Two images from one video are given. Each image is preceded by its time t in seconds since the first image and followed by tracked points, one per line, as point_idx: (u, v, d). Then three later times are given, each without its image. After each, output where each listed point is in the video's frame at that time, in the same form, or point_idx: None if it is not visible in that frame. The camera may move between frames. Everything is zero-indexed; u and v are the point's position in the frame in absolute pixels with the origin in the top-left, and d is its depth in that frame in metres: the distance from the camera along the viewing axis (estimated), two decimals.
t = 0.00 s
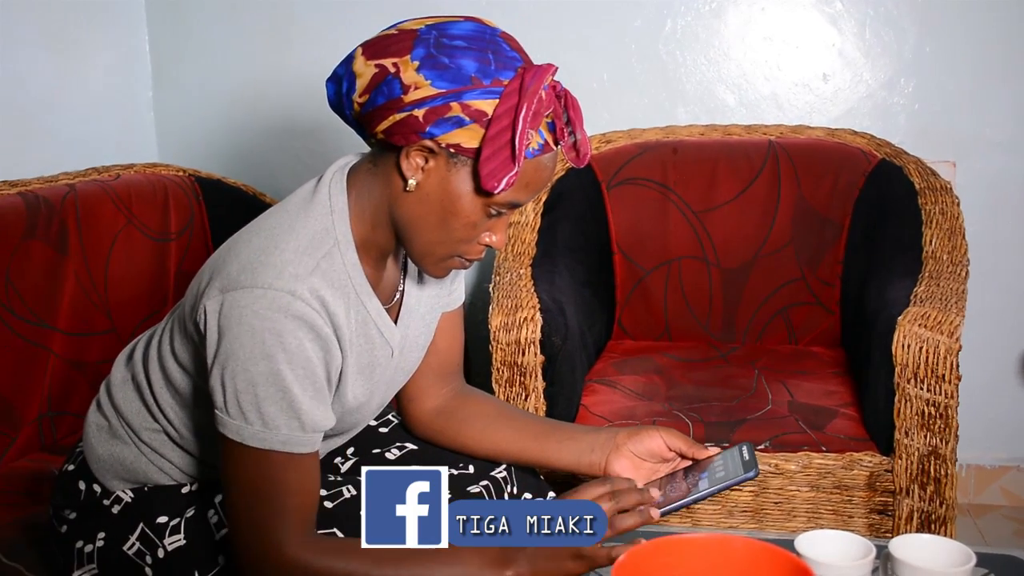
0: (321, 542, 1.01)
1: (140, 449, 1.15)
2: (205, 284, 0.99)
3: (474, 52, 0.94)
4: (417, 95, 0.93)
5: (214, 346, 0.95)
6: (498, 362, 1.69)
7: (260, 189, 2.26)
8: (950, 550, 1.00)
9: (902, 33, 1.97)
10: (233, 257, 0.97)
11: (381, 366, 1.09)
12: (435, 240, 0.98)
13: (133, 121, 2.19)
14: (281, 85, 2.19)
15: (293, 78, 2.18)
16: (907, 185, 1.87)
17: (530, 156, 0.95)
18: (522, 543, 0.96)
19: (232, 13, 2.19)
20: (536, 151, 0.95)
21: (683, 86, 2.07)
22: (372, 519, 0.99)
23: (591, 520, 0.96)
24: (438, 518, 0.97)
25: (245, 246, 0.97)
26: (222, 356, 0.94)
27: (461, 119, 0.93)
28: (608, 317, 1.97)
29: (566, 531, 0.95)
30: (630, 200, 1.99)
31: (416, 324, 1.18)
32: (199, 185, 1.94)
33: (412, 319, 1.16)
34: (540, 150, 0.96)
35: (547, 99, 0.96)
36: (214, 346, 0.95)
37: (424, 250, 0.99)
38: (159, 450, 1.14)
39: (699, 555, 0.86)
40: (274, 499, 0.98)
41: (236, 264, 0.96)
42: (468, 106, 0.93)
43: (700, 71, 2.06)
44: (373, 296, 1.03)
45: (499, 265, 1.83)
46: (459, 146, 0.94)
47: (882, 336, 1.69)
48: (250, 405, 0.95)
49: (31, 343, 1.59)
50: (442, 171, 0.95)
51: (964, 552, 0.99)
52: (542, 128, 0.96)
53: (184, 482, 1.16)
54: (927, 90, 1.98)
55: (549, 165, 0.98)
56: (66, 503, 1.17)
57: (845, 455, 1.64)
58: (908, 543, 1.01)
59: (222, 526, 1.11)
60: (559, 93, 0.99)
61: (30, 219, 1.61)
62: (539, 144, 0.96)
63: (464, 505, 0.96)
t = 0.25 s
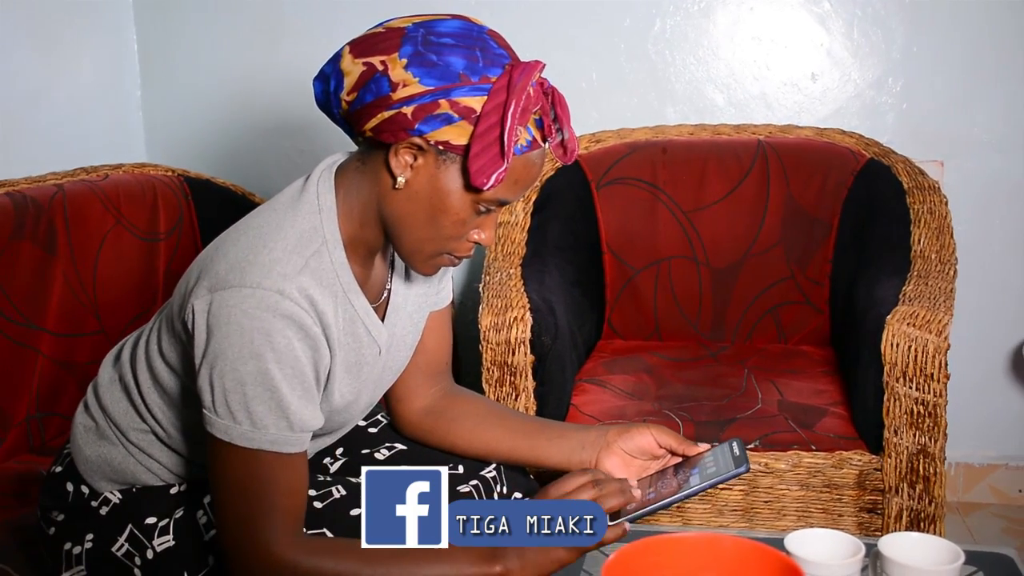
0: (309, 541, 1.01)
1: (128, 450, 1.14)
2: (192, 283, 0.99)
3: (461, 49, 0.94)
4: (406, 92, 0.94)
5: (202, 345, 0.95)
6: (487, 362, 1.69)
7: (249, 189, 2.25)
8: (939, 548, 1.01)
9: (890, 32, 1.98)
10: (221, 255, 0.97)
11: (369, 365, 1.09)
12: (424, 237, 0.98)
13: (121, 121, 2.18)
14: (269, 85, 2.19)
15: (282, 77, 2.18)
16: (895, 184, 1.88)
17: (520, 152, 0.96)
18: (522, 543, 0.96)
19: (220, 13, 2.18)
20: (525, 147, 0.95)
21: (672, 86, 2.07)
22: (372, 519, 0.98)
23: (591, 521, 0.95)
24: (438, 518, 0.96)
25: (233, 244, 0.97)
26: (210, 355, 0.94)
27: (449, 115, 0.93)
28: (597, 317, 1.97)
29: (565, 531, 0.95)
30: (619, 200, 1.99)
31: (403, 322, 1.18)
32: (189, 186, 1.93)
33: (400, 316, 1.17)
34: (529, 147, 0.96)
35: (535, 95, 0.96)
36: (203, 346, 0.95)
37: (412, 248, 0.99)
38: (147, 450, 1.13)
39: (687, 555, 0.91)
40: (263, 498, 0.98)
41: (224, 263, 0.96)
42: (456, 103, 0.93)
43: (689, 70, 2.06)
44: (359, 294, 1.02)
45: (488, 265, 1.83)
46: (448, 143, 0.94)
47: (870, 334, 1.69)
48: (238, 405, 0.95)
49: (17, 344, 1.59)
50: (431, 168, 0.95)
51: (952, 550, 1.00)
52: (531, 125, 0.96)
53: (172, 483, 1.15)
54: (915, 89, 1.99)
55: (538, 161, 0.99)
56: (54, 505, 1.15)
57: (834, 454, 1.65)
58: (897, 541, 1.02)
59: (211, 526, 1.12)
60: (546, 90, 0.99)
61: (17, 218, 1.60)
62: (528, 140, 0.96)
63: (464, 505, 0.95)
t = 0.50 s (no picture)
0: (320, 538, 1.02)
1: (127, 451, 1.14)
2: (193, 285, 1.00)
3: (457, 44, 0.95)
4: (403, 89, 0.94)
5: (204, 348, 0.96)
6: (486, 362, 1.69)
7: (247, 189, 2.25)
8: (938, 547, 1.00)
9: (888, 31, 1.98)
10: (221, 257, 0.98)
11: (370, 364, 1.09)
12: (426, 232, 0.99)
13: (118, 122, 2.18)
14: (266, 85, 2.19)
15: (279, 77, 2.18)
16: (894, 184, 1.88)
17: (519, 145, 0.96)
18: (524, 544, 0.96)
19: (217, 13, 2.18)
20: (524, 140, 0.96)
21: (670, 85, 2.08)
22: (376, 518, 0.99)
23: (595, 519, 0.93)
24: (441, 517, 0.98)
25: (233, 246, 0.98)
26: (212, 357, 0.95)
27: (447, 111, 0.94)
28: (596, 316, 1.97)
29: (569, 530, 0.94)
30: (618, 200, 1.99)
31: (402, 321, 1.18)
32: (187, 185, 1.92)
33: (399, 317, 1.17)
34: (528, 139, 0.97)
35: (531, 88, 0.97)
36: (204, 348, 0.96)
37: (414, 245, 1.00)
38: (147, 450, 1.14)
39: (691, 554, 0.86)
40: (271, 498, 1.00)
41: (224, 264, 0.97)
42: (454, 98, 0.94)
43: (687, 70, 2.06)
44: (358, 294, 1.03)
45: (488, 264, 1.83)
46: (446, 139, 0.95)
47: (870, 332, 1.70)
48: (242, 406, 0.96)
49: (15, 344, 1.59)
50: (431, 164, 0.96)
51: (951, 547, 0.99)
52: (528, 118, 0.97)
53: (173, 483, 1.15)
54: (914, 89, 2.00)
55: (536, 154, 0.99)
56: (53, 505, 1.15)
57: (833, 452, 1.65)
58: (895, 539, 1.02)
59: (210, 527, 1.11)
60: (542, 83, 1.00)
61: (15, 218, 1.60)
62: (526, 133, 0.97)
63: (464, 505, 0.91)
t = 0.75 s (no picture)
0: (306, 535, 1.03)
1: (79, 458, 1.12)
2: (146, 294, 0.99)
3: (409, 43, 0.95)
4: (355, 89, 0.94)
5: (166, 357, 0.95)
6: (444, 363, 1.68)
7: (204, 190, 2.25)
8: (888, 540, 1.00)
9: (841, 32, 2.04)
10: (174, 264, 0.97)
11: (326, 358, 1.09)
12: (381, 232, 0.98)
13: (73, 121, 2.18)
14: (222, 85, 2.19)
15: (236, 77, 2.19)
16: (848, 183, 1.91)
17: (472, 142, 0.97)
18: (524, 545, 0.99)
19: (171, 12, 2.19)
20: (477, 137, 0.96)
21: (628, 86, 2.12)
22: (372, 519, 1.01)
23: (591, 521, 0.94)
24: (438, 518, 1.00)
25: (186, 253, 0.97)
26: (177, 367, 0.95)
27: (400, 109, 0.94)
28: (555, 315, 1.99)
29: (565, 531, 0.96)
30: (576, 200, 2.01)
31: (357, 320, 1.17)
32: (141, 189, 1.84)
33: (354, 316, 1.16)
34: (480, 137, 0.97)
35: (484, 85, 0.97)
36: (166, 357, 0.95)
37: (369, 244, 0.99)
38: (101, 457, 1.12)
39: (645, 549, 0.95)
40: (255, 503, 1.00)
41: (179, 273, 0.95)
42: (406, 96, 0.94)
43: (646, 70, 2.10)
44: (313, 295, 1.03)
45: (446, 265, 1.82)
46: (400, 138, 0.95)
47: (824, 331, 1.69)
48: (211, 412, 0.96)
49: None
50: (384, 163, 0.96)
51: (901, 540, 0.99)
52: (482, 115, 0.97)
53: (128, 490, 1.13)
54: (867, 90, 2.06)
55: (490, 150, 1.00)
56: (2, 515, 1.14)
57: (788, 449, 1.64)
58: (849, 532, 1.01)
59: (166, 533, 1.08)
60: (496, 80, 1.01)
61: None
62: (480, 131, 0.97)
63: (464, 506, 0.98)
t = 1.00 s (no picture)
0: (281, 537, 1.01)
1: (55, 459, 1.11)
2: (121, 293, 0.97)
3: (382, 41, 0.94)
4: (330, 87, 0.93)
5: (142, 355, 0.94)
6: (424, 364, 1.66)
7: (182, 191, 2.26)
8: (869, 539, 0.96)
9: (815, 31, 2.10)
10: (148, 261, 0.96)
11: (303, 359, 1.08)
12: (358, 231, 0.97)
13: (47, 121, 2.18)
14: (200, 86, 2.21)
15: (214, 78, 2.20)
16: (824, 182, 1.92)
17: (446, 140, 0.97)
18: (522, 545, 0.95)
19: (147, 12, 2.19)
20: (451, 135, 0.96)
21: (606, 86, 2.17)
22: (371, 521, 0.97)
23: (592, 521, 0.92)
24: (438, 519, 0.96)
25: (160, 250, 0.96)
26: (151, 365, 0.93)
27: (374, 107, 0.93)
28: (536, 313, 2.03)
29: (565, 531, 0.92)
30: (555, 199, 2.04)
31: (332, 316, 1.16)
32: (117, 189, 1.83)
33: (327, 308, 1.15)
34: (455, 135, 0.97)
35: (457, 82, 0.97)
36: (142, 356, 0.94)
37: (347, 243, 0.99)
38: (77, 457, 1.10)
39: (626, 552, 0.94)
40: (227, 502, 0.98)
41: (154, 270, 0.94)
42: (380, 95, 0.93)
43: (622, 70, 2.15)
44: (289, 293, 1.02)
45: (425, 266, 1.81)
46: (374, 136, 0.94)
47: (800, 327, 1.66)
48: (186, 410, 0.95)
49: None
50: (359, 162, 0.95)
51: (880, 538, 0.96)
52: (456, 113, 0.97)
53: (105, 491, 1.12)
54: (840, 91, 2.12)
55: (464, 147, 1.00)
56: None
57: (768, 448, 1.61)
58: (829, 530, 0.98)
59: (143, 533, 1.05)
60: (469, 78, 1.00)
61: None
62: (454, 128, 0.97)
63: (464, 505, 0.95)
